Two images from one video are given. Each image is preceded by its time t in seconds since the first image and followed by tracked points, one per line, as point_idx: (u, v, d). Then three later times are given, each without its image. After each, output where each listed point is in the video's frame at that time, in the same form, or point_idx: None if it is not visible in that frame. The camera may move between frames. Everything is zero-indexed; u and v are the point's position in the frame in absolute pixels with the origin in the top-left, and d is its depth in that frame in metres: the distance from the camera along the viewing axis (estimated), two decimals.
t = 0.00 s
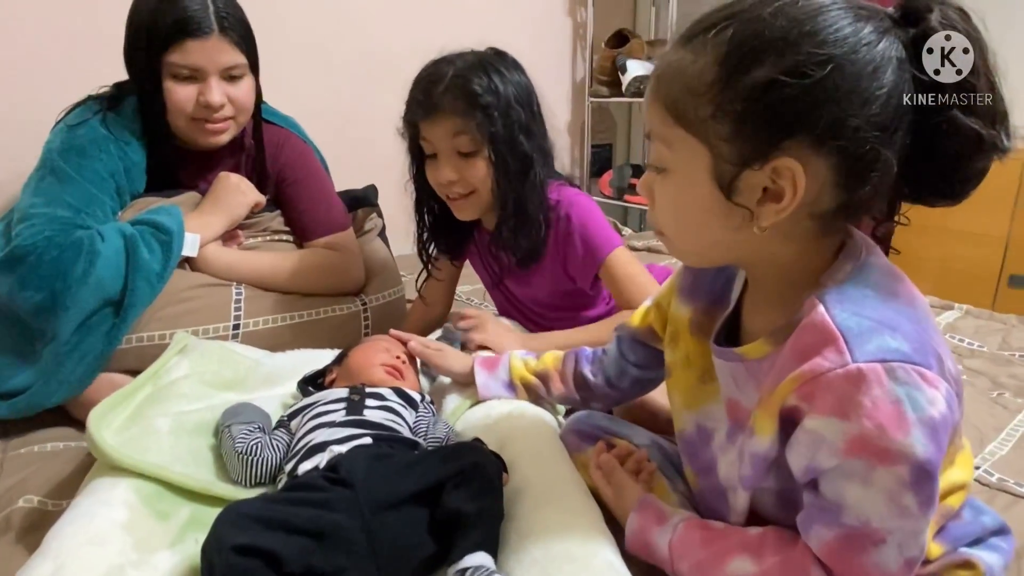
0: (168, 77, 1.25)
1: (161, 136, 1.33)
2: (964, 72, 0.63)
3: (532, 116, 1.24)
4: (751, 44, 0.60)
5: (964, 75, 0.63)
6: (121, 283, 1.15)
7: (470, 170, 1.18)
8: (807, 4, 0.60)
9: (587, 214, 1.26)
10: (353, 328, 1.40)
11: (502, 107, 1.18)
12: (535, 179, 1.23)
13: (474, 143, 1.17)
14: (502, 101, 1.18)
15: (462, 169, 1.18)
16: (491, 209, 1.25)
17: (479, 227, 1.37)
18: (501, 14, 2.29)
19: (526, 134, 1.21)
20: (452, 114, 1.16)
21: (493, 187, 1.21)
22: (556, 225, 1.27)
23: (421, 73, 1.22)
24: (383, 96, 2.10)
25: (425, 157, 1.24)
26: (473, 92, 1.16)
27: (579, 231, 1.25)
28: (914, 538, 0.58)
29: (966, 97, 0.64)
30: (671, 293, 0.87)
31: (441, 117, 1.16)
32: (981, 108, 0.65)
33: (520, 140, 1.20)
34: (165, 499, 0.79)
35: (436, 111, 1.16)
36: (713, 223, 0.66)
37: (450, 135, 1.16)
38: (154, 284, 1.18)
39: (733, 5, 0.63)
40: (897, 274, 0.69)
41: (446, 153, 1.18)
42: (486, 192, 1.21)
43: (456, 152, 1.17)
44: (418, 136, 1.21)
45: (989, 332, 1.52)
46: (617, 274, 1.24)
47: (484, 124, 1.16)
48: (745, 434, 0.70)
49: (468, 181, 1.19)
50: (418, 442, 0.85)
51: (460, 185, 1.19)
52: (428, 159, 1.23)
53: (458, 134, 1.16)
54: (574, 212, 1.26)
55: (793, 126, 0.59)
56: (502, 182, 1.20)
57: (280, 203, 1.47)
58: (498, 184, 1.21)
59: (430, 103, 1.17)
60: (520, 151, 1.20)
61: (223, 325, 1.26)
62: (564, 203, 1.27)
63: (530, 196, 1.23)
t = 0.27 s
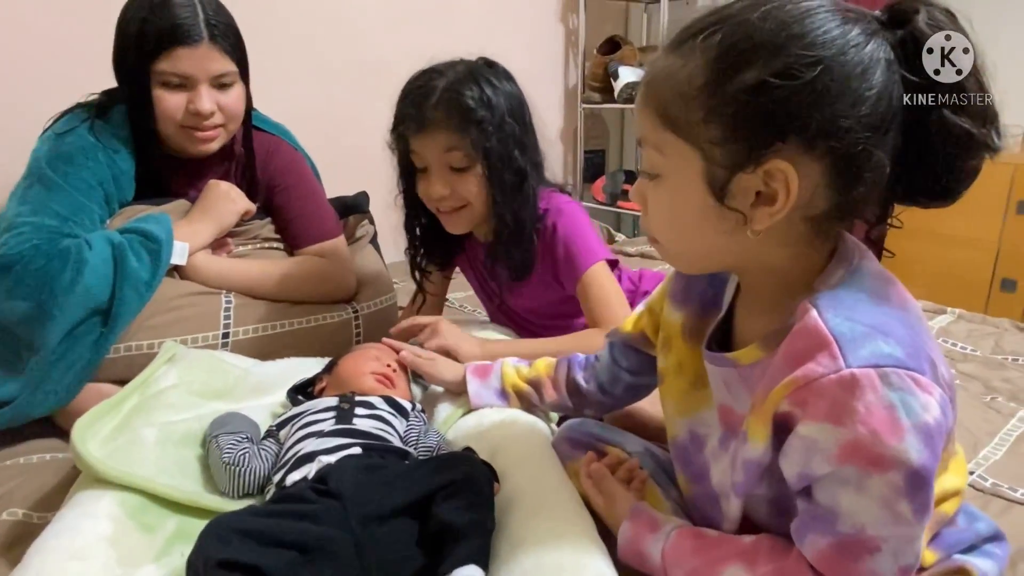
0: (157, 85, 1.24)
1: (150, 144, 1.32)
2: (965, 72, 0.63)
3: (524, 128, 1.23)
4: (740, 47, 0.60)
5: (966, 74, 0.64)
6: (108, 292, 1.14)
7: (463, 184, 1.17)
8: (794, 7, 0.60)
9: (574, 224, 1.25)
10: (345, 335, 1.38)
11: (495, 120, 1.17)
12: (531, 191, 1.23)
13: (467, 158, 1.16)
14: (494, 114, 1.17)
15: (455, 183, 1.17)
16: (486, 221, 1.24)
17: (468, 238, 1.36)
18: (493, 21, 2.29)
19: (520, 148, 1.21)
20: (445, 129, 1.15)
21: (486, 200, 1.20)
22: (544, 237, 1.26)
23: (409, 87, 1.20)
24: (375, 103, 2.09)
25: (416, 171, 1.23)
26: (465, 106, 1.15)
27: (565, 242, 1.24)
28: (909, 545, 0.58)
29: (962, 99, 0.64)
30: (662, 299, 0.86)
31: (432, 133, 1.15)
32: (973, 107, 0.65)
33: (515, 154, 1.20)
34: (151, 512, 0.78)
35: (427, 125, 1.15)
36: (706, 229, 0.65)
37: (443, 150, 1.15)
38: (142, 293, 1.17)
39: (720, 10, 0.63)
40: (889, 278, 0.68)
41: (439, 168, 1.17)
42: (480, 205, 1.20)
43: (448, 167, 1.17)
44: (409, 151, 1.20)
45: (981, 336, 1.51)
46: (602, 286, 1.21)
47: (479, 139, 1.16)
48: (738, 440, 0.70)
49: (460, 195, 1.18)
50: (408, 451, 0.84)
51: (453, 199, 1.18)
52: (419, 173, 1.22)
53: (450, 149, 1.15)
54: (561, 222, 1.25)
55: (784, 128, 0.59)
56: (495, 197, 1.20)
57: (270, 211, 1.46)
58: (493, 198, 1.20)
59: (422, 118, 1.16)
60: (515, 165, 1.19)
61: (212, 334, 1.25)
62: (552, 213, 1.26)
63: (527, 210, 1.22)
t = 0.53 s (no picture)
0: (149, 93, 1.24)
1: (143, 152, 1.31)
2: (965, 72, 0.63)
3: (501, 138, 1.22)
4: (731, 51, 0.59)
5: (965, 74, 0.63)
6: (101, 301, 1.14)
7: (438, 199, 1.17)
8: (785, 10, 0.60)
9: (558, 231, 1.24)
10: (339, 343, 1.38)
11: (468, 134, 1.16)
12: (508, 204, 1.21)
13: (441, 174, 1.15)
14: (468, 127, 1.16)
15: (429, 198, 1.17)
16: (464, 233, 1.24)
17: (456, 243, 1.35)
18: (487, 27, 2.29)
19: (495, 162, 1.20)
20: (417, 147, 1.14)
21: (464, 213, 1.19)
22: (527, 244, 1.25)
23: (383, 102, 1.19)
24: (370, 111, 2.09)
25: (395, 185, 1.22)
26: (435, 123, 1.13)
27: (550, 249, 1.22)
28: (906, 552, 0.57)
29: (960, 100, 0.64)
30: (657, 303, 0.86)
31: (406, 150, 1.14)
32: (967, 107, 0.64)
33: (489, 167, 1.19)
34: (141, 523, 0.78)
35: (401, 143, 1.14)
36: (701, 232, 0.65)
37: (417, 168, 1.15)
38: (135, 302, 1.17)
39: (710, 15, 0.63)
40: (884, 282, 0.68)
41: (415, 183, 1.16)
42: (457, 218, 1.20)
43: (424, 182, 1.16)
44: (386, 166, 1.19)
45: (978, 339, 1.51)
46: (589, 296, 1.20)
47: (450, 154, 1.14)
48: (733, 446, 0.69)
49: (435, 209, 1.18)
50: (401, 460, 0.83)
51: (430, 212, 1.18)
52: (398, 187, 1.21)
53: (425, 167, 1.14)
54: (544, 229, 1.24)
55: (777, 130, 0.58)
56: (470, 211, 1.19)
57: (264, 219, 1.46)
58: (468, 212, 1.19)
59: (393, 135, 1.14)
60: (489, 179, 1.19)
61: (205, 342, 1.24)
62: (535, 220, 1.25)
63: (504, 223, 1.21)
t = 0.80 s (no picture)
0: (150, 107, 1.24)
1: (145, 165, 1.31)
2: (965, 72, 0.62)
3: (491, 147, 1.21)
4: (730, 61, 0.59)
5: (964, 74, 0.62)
6: (102, 315, 1.13)
7: (427, 211, 1.15)
8: (783, 19, 0.60)
9: (558, 239, 1.24)
10: (341, 354, 1.37)
11: (456, 143, 1.15)
12: (495, 215, 1.20)
13: (431, 185, 1.14)
14: (455, 137, 1.15)
15: (420, 210, 1.15)
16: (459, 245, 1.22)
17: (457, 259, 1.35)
18: (489, 35, 2.29)
19: (483, 170, 1.18)
20: (406, 157, 1.13)
21: (453, 225, 1.17)
22: (529, 253, 1.24)
23: (373, 119, 1.20)
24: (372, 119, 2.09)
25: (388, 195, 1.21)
26: (422, 133, 1.13)
27: (550, 260, 1.22)
28: (914, 570, 0.56)
29: (963, 99, 0.62)
30: (659, 313, 0.86)
31: (395, 162, 1.14)
32: (971, 110, 0.63)
33: (477, 176, 1.17)
34: (140, 540, 0.77)
35: (389, 155, 1.14)
36: (705, 244, 0.64)
37: (407, 178, 1.13)
38: (136, 316, 1.16)
39: (706, 28, 0.63)
40: (889, 294, 0.67)
41: (406, 195, 1.14)
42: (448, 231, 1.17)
43: (414, 195, 1.14)
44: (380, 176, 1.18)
45: (985, 345, 1.49)
46: (589, 305, 1.19)
47: (438, 163, 1.13)
48: (736, 460, 0.69)
49: (428, 221, 1.16)
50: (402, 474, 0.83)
51: (423, 225, 1.16)
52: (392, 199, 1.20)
53: (414, 179, 1.13)
54: (545, 238, 1.23)
55: (780, 138, 0.58)
56: (459, 222, 1.17)
57: (266, 230, 1.45)
58: (456, 223, 1.17)
59: (382, 149, 1.15)
60: (477, 186, 1.17)
61: (206, 355, 1.24)
62: (536, 228, 1.25)
63: (492, 233, 1.21)
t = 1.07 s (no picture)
0: (158, 111, 1.23)
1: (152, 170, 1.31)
2: (965, 71, 0.61)
3: (494, 145, 1.21)
4: (746, 52, 0.58)
5: (965, 74, 0.61)
6: (110, 319, 1.13)
7: (430, 207, 1.16)
8: (790, 8, 0.59)
9: (562, 238, 1.23)
10: (349, 356, 1.37)
11: (458, 139, 1.16)
12: (498, 212, 1.20)
13: (433, 181, 1.14)
14: (457, 134, 1.16)
15: (424, 207, 1.16)
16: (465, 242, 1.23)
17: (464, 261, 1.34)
18: (495, 36, 2.29)
19: (483, 165, 1.18)
20: (407, 155, 1.14)
21: (457, 222, 1.17)
22: (530, 254, 1.24)
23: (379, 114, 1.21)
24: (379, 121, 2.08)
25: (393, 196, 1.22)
26: (426, 129, 1.14)
27: (554, 261, 1.21)
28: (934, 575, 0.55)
29: (966, 99, 0.61)
30: (671, 310, 0.84)
31: (398, 158, 1.15)
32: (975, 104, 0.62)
33: (480, 173, 1.17)
34: (147, 545, 0.77)
35: (393, 153, 1.15)
36: (735, 243, 0.62)
37: (410, 176, 1.15)
38: (144, 319, 1.16)
39: (713, 22, 0.62)
40: (909, 289, 0.65)
41: (409, 192, 1.16)
42: (451, 228, 1.18)
43: (417, 191, 1.15)
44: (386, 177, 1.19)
45: (1000, 343, 1.48)
46: (596, 306, 1.18)
47: (440, 159, 1.14)
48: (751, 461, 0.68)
49: (432, 218, 1.17)
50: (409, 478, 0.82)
51: (426, 221, 1.18)
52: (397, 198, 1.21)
53: (415, 175, 1.14)
54: (548, 237, 1.23)
55: (807, 125, 0.57)
56: (463, 219, 1.17)
57: (274, 233, 1.45)
58: (459, 219, 1.17)
59: (385, 144, 1.16)
60: (480, 182, 1.17)
61: (214, 358, 1.24)
62: (538, 228, 1.24)
63: (495, 231, 1.20)
